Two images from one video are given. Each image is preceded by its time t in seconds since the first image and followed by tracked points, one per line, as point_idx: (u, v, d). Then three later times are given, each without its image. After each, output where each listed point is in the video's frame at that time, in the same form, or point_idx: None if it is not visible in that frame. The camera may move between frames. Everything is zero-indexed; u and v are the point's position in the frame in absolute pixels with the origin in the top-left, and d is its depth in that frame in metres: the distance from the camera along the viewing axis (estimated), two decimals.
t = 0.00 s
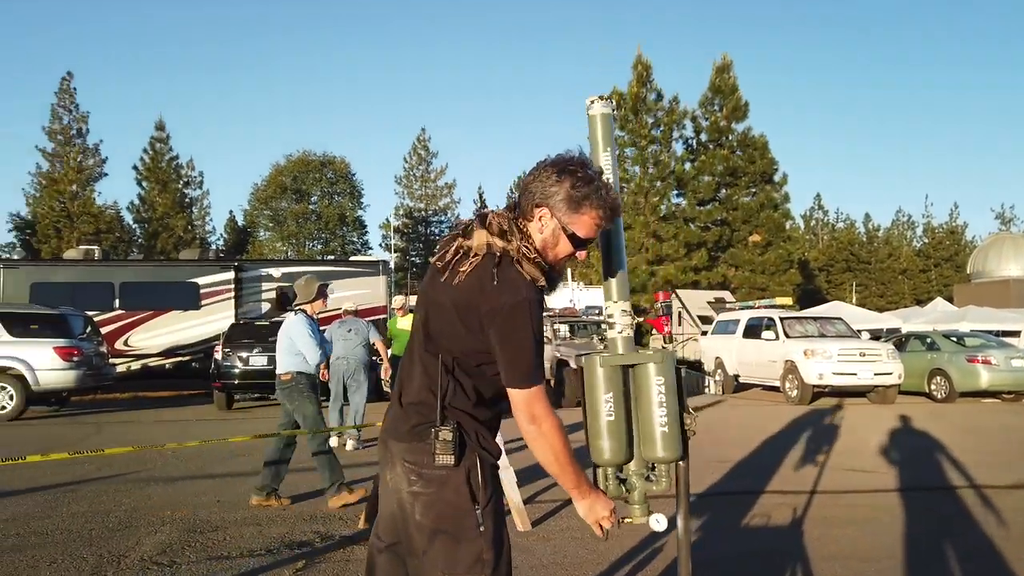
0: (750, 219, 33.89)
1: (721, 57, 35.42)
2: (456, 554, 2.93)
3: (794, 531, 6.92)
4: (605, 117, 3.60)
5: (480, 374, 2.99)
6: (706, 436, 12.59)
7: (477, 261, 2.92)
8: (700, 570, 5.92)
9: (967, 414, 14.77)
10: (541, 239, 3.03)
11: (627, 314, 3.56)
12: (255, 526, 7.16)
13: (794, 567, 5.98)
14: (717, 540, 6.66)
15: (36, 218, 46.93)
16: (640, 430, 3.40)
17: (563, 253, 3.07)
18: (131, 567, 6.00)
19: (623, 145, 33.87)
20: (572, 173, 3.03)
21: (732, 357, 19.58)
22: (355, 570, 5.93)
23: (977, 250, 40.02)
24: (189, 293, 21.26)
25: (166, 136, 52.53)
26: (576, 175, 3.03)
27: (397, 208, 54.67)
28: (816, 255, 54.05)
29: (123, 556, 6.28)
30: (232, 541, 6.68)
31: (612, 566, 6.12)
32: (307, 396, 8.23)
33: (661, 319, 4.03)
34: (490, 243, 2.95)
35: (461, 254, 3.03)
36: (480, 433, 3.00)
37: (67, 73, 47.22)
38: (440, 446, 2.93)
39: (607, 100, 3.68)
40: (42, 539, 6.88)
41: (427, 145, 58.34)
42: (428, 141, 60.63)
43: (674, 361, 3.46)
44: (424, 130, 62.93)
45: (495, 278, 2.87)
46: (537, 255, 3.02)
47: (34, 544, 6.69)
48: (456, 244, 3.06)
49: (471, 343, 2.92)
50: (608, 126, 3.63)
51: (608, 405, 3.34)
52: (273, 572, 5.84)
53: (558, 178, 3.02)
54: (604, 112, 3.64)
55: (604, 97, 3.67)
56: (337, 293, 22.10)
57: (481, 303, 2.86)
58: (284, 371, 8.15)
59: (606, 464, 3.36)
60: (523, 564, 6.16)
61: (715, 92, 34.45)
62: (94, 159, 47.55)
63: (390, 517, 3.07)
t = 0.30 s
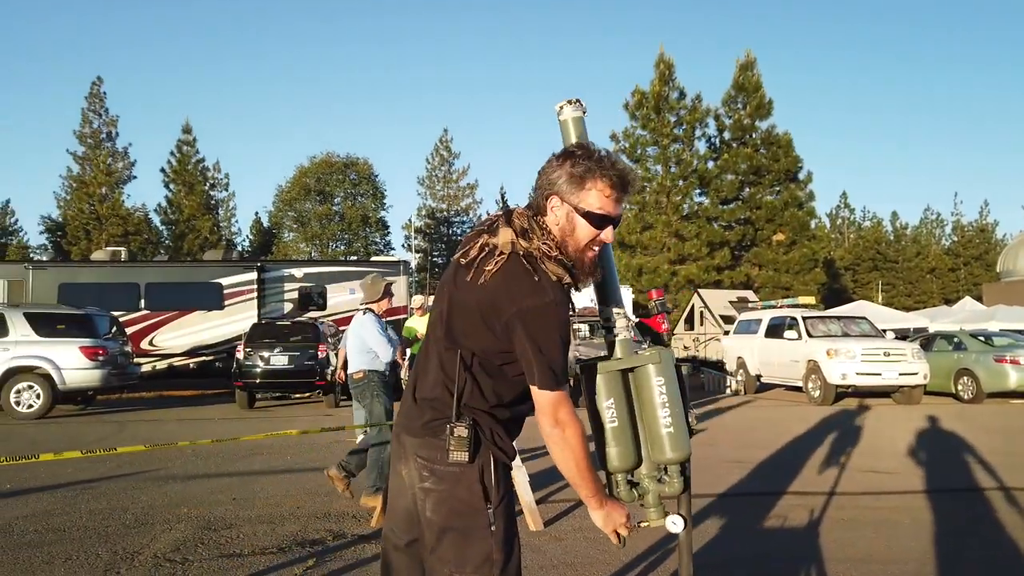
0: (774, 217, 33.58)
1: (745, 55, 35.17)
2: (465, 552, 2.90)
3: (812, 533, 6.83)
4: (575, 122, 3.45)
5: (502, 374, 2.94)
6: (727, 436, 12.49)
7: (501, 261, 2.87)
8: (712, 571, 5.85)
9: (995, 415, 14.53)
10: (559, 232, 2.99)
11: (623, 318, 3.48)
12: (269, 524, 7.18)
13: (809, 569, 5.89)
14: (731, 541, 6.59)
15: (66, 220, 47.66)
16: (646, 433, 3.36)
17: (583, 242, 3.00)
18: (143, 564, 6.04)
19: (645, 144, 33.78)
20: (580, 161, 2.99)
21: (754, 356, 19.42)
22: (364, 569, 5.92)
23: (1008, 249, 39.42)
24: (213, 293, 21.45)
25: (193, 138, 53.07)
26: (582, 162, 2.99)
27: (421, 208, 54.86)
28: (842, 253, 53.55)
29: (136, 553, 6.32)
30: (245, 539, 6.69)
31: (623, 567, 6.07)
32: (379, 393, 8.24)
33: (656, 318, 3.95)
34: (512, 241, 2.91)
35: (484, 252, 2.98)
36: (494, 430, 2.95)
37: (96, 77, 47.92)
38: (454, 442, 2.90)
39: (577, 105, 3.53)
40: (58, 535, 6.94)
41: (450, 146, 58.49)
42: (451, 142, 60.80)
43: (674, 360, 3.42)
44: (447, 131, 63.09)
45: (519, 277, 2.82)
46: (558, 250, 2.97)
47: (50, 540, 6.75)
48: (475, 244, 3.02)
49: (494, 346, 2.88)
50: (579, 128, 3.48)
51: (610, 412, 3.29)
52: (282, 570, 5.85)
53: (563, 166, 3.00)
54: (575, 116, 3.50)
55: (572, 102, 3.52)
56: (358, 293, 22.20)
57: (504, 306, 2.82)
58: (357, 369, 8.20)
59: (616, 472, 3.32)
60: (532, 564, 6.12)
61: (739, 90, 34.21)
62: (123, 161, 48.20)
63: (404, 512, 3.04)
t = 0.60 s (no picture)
0: (782, 217, 33.41)
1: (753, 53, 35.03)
2: (455, 560, 2.84)
3: (817, 537, 6.75)
4: (572, 117, 3.39)
5: (493, 375, 2.89)
6: (733, 437, 12.42)
7: (487, 256, 2.83)
8: None
9: (1005, 417, 14.40)
10: (543, 223, 2.96)
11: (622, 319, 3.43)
12: (268, 525, 7.14)
13: None
14: (735, 546, 6.52)
15: (74, 219, 47.82)
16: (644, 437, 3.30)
17: (569, 230, 2.97)
18: (140, 566, 6.01)
19: (652, 143, 33.69)
20: (557, 148, 2.96)
21: (761, 357, 19.33)
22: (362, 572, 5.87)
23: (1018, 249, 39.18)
24: (219, 293, 21.45)
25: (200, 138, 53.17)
26: (559, 149, 2.97)
27: (428, 208, 54.86)
28: (850, 253, 53.34)
29: (133, 555, 6.28)
30: (244, 541, 6.66)
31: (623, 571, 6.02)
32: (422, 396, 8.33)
33: (656, 318, 3.90)
34: (498, 236, 2.87)
35: (471, 249, 2.95)
36: (485, 435, 2.89)
37: (105, 77, 48.05)
38: (443, 448, 2.84)
39: (575, 99, 3.48)
40: (56, 536, 6.91)
41: (458, 145, 58.47)
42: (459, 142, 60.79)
43: (674, 361, 3.35)
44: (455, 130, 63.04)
45: (505, 270, 2.77)
46: (544, 241, 2.93)
47: (47, 541, 6.72)
48: (461, 242, 2.99)
49: (482, 345, 2.83)
50: (577, 123, 3.41)
51: (608, 416, 3.25)
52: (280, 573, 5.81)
53: (541, 154, 2.97)
54: (572, 112, 3.43)
55: (570, 96, 3.47)
56: (364, 293, 22.19)
57: (490, 301, 2.77)
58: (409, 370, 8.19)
59: (614, 477, 3.26)
60: (532, 567, 6.08)
61: (747, 89, 34.06)
62: (131, 161, 48.33)
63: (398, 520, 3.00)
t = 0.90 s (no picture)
0: (783, 216, 33.34)
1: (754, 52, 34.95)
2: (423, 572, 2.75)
3: (820, 540, 6.69)
4: (568, 103, 3.27)
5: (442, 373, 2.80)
6: (734, 438, 12.34)
7: (413, 243, 2.78)
8: None
9: (1007, 417, 14.32)
10: (465, 200, 2.86)
11: (620, 318, 3.33)
12: (261, 527, 7.08)
13: None
14: (737, 548, 6.46)
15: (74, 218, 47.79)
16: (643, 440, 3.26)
17: (490, 204, 2.86)
18: (130, 568, 5.94)
19: (653, 142, 33.63)
20: (466, 122, 2.89)
21: (762, 356, 19.24)
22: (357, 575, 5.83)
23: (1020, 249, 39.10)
24: (218, 291, 21.40)
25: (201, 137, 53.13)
26: (469, 123, 2.90)
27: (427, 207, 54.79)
28: (852, 253, 53.28)
29: (124, 558, 6.22)
30: (236, 543, 6.59)
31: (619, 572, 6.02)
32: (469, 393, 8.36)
33: (656, 319, 3.86)
34: (422, 222, 2.82)
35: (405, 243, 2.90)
36: (443, 440, 2.81)
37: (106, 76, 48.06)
38: (400, 456, 2.77)
39: (571, 88, 3.34)
40: (46, 537, 6.86)
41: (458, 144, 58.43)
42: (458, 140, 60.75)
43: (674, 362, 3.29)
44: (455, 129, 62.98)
45: (429, 253, 2.69)
46: (469, 217, 2.82)
47: (37, 542, 6.68)
48: (397, 239, 2.94)
49: (418, 334, 2.74)
50: (575, 114, 3.31)
51: (606, 419, 3.22)
52: None
53: (452, 134, 2.91)
54: (570, 100, 3.31)
55: (566, 84, 3.33)
56: (363, 292, 22.14)
57: (413, 285, 2.69)
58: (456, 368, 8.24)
59: (611, 483, 3.25)
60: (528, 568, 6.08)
61: (748, 88, 33.97)
62: (131, 160, 48.34)
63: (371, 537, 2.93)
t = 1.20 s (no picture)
0: (785, 216, 33.28)
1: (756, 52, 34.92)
2: None
3: (827, 544, 6.64)
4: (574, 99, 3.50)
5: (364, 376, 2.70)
6: (736, 439, 12.30)
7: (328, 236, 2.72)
8: None
9: (1012, 419, 14.28)
10: (386, 191, 2.79)
11: (627, 319, 3.58)
12: (261, 530, 7.03)
13: None
14: (742, 552, 6.42)
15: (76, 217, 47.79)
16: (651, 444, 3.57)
17: (407, 193, 2.76)
18: (129, 572, 5.89)
19: (655, 142, 33.59)
20: (390, 121, 2.86)
21: (765, 357, 19.19)
22: None
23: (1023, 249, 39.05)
24: (219, 291, 21.38)
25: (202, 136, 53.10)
26: (391, 123, 2.87)
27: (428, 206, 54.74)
28: (854, 253, 53.27)
29: (122, 561, 6.17)
30: (236, 546, 6.55)
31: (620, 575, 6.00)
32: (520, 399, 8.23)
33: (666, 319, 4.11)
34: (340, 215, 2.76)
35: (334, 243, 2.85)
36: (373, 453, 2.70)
37: (107, 75, 48.07)
38: (332, 477, 2.69)
39: (579, 84, 3.58)
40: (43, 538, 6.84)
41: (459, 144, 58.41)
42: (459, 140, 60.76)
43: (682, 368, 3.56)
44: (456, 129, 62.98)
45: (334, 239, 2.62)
46: (386, 211, 2.74)
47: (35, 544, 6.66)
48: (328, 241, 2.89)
49: (326, 328, 2.64)
50: (582, 111, 3.55)
51: (615, 424, 3.52)
52: None
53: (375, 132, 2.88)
54: (576, 98, 3.55)
55: (574, 81, 3.57)
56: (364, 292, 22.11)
57: (314, 273, 2.62)
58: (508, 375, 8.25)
59: (619, 488, 3.56)
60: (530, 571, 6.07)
61: (750, 88, 33.95)
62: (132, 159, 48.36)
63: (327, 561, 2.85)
